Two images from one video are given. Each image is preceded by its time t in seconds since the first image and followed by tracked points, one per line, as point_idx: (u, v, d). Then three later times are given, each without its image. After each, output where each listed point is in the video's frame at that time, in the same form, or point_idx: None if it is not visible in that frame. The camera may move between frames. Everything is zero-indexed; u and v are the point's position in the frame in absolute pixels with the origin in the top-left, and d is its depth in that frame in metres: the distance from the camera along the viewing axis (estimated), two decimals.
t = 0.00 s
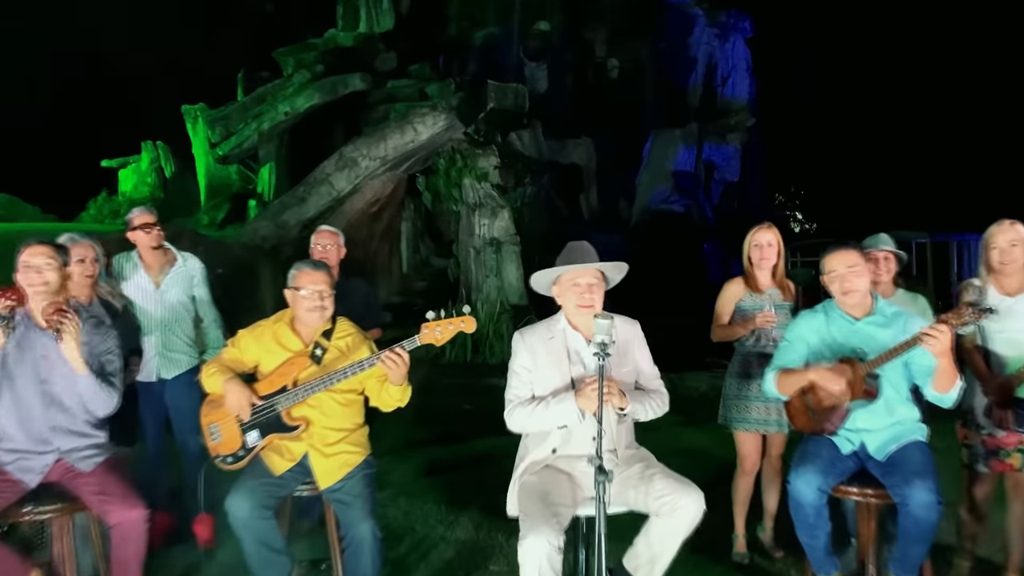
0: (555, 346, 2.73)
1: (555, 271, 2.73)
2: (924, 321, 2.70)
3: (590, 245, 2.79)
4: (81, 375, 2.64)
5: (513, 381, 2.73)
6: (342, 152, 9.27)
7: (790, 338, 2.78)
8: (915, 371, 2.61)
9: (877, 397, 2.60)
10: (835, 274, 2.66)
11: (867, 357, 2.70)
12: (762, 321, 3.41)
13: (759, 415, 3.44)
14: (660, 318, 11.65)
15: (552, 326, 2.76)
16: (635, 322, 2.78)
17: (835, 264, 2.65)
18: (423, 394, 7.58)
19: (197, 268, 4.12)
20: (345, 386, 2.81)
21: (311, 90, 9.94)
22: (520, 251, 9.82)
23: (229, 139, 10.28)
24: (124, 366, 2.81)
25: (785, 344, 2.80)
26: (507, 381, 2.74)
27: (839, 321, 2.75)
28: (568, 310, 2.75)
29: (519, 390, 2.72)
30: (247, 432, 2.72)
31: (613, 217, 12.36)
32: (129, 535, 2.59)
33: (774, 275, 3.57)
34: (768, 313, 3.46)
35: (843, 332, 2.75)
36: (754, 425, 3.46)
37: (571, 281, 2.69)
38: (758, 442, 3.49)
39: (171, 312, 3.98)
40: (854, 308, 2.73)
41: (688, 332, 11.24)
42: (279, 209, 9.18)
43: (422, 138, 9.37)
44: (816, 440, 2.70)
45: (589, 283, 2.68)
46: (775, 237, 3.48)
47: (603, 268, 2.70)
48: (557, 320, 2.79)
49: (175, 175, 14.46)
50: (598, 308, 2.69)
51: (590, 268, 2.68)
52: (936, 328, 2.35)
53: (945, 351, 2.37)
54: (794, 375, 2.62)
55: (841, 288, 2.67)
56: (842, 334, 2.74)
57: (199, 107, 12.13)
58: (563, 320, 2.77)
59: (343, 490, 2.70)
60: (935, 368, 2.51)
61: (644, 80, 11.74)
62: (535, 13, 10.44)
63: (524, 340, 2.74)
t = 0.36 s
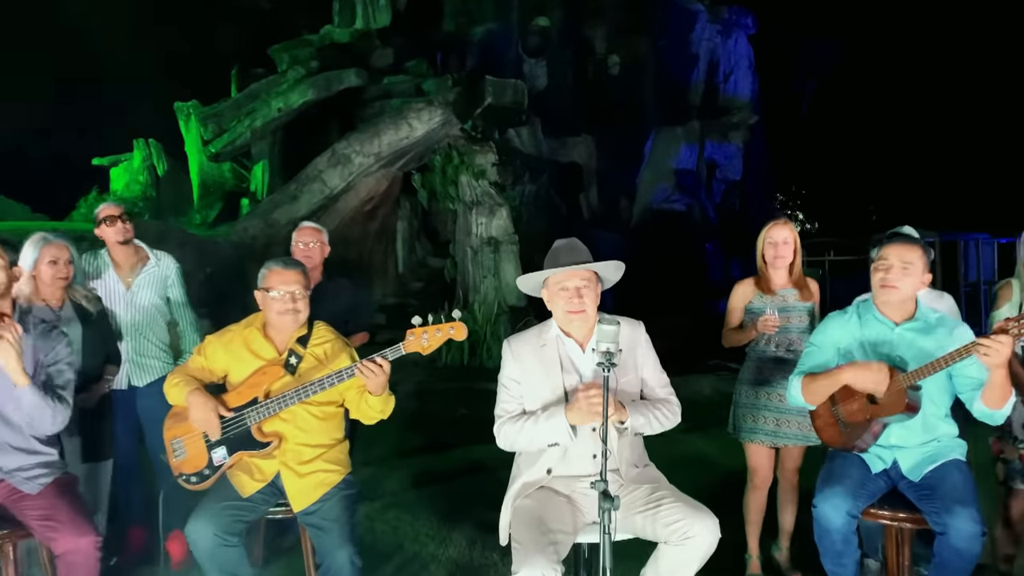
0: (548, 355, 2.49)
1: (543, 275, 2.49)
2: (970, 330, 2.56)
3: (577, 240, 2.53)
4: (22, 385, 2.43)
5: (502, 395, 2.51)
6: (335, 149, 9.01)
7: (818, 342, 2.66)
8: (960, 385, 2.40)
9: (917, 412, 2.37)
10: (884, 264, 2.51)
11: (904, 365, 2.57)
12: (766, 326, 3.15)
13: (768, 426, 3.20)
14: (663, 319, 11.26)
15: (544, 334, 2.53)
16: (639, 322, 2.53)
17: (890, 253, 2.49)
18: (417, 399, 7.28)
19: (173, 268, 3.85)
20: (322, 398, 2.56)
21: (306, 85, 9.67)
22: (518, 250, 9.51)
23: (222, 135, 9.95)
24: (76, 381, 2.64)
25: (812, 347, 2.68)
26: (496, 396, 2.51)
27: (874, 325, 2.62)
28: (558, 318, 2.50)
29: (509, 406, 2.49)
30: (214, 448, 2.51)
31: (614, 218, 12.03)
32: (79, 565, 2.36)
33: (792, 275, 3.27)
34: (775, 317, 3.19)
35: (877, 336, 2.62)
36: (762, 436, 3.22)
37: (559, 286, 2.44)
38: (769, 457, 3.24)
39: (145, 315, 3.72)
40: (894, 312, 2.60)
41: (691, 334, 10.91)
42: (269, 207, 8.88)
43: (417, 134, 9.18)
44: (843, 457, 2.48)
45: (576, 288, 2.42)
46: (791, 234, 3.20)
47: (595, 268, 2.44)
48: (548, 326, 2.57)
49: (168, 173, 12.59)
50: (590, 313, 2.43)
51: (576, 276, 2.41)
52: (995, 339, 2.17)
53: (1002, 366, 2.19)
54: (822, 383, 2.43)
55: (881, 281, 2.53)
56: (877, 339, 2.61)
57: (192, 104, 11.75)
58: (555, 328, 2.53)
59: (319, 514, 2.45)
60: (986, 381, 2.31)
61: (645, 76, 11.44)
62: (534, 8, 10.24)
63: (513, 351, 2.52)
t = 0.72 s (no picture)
0: (550, 350, 2.26)
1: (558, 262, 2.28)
2: (1012, 328, 2.36)
3: (603, 229, 2.32)
4: None
5: (497, 393, 2.28)
6: (329, 144, 8.81)
7: (844, 340, 2.45)
8: (1001, 389, 2.21)
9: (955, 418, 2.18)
10: (922, 254, 2.30)
11: (939, 366, 2.35)
12: (766, 323, 2.91)
13: (777, 430, 2.96)
14: (664, 319, 11.00)
15: (548, 327, 2.31)
16: (652, 322, 2.33)
17: (929, 242, 2.27)
18: (411, 401, 7.05)
19: (147, 264, 3.60)
20: (298, 402, 2.32)
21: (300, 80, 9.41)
22: (517, 247, 9.28)
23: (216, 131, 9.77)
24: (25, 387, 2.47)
25: (836, 347, 2.46)
26: (490, 392, 2.29)
27: (905, 323, 2.41)
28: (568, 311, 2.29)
29: (507, 404, 2.26)
30: (177, 457, 2.26)
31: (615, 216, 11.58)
32: None
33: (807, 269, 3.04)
34: (775, 313, 2.93)
35: (911, 334, 2.40)
36: (771, 441, 2.98)
37: (575, 275, 2.23)
38: (779, 463, 2.98)
39: (117, 314, 3.49)
40: (929, 309, 2.38)
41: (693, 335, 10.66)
42: (261, 204, 8.66)
43: (413, 129, 8.93)
44: (871, 468, 2.27)
45: (594, 283, 2.21)
46: (808, 225, 2.97)
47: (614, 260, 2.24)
48: (553, 319, 2.34)
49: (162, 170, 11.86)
50: (604, 311, 2.22)
51: (596, 270, 2.21)
52: None
53: None
54: (851, 387, 2.22)
55: (918, 271, 2.32)
56: (911, 337, 2.40)
57: (188, 101, 10.94)
58: (561, 322, 2.31)
59: (291, 530, 2.25)
60: None
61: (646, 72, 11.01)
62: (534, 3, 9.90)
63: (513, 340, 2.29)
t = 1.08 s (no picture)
0: (559, 354, 2.09)
1: (578, 258, 2.09)
2: None
3: (633, 228, 2.15)
4: None
5: (491, 399, 2.09)
6: (324, 141, 8.62)
7: (863, 348, 2.23)
8: None
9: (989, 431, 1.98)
10: (942, 253, 2.11)
11: (970, 373, 2.15)
12: (777, 327, 2.75)
13: (791, 441, 2.75)
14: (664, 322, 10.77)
15: (558, 329, 2.14)
16: (669, 336, 2.17)
17: (950, 240, 2.08)
18: (404, 405, 6.85)
19: (123, 261, 3.37)
20: (274, 411, 2.12)
21: (296, 78, 9.23)
22: (516, 247, 9.07)
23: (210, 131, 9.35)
24: None
25: (851, 357, 2.24)
26: (487, 396, 2.09)
27: (930, 326, 2.20)
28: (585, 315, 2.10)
29: (503, 411, 2.06)
30: (138, 472, 2.07)
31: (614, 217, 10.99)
32: None
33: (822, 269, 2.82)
34: (788, 316, 2.77)
35: (934, 337, 2.20)
36: (784, 454, 2.77)
37: (599, 274, 2.04)
38: (794, 473, 2.78)
39: (91, 314, 3.28)
40: (952, 312, 2.19)
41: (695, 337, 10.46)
42: (254, 202, 8.46)
43: (410, 127, 8.80)
44: (899, 487, 2.09)
45: (619, 284, 2.03)
46: (822, 222, 2.75)
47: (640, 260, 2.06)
48: (563, 321, 2.18)
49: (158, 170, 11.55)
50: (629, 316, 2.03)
51: (623, 270, 2.03)
52: None
53: None
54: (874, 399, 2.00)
55: (940, 273, 2.13)
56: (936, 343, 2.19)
57: (182, 98, 10.87)
58: (573, 323, 2.14)
59: (262, 553, 2.06)
60: None
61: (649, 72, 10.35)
62: None
63: (517, 340, 2.12)
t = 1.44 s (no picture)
0: (560, 367, 1.87)
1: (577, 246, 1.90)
2: None
3: (633, 207, 1.98)
4: None
5: (491, 416, 1.87)
6: (322, 136, 8.41)
7: (900, 353, 1.99)
8: None
9: None
10: (984, 249, 1.89)
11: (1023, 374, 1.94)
12: (818, 326, 2.54)
13: (825, 450, 2.55)
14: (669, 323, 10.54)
15: (554, 335, 1.92)
16: (682, 322, 1.99)
17: (992, 233, 1.86)
18: (401, 408, 6.63)
19: (100, 254, 3.10)
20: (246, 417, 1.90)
21: (293, 73, 8.79)
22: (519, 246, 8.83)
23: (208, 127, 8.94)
24: None
25: (889, 362, 2.01)
26: (485, 419, 1.87)
27: (975, 324, 1.98)
28: (586, 313, 1.89)
29: (505, 433, 1.85)
30: (97, 486, 1.88)
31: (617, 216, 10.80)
32: None
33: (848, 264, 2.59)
34: (832, 314, 2.55)
35: (981, 338, 1.97)
36: (818, 464, 2.56)
37: (603, 262, 1.83)
38: (825, 488, 2.58)
39: (63, 311, 3.03)
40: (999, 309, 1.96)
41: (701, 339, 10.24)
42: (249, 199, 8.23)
43: (409, 122, 8.53)
44: (948, 505, 1.86)
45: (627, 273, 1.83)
46: (852, 213, 2.51)
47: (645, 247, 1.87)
48: (560, 325, 1.95)
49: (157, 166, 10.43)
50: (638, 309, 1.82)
51: (630, 258, 1.83)
52: None
53: None
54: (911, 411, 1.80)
55: (984, 270, 1.91)
56: (982, 343, 1.97)
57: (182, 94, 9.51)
58: (571, 327, 1.92)
59: None
60: None
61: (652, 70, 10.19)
62: None
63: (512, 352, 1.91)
